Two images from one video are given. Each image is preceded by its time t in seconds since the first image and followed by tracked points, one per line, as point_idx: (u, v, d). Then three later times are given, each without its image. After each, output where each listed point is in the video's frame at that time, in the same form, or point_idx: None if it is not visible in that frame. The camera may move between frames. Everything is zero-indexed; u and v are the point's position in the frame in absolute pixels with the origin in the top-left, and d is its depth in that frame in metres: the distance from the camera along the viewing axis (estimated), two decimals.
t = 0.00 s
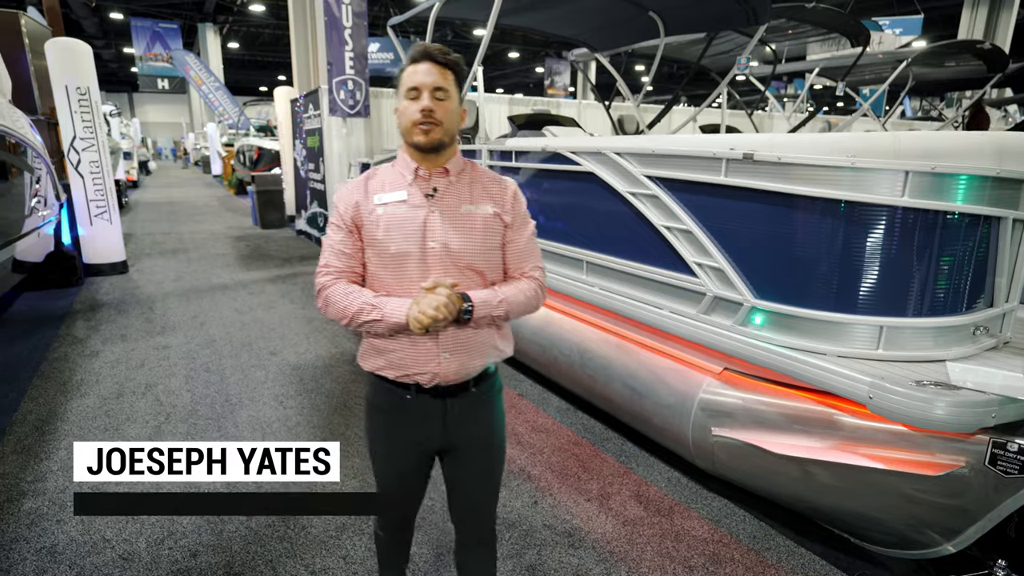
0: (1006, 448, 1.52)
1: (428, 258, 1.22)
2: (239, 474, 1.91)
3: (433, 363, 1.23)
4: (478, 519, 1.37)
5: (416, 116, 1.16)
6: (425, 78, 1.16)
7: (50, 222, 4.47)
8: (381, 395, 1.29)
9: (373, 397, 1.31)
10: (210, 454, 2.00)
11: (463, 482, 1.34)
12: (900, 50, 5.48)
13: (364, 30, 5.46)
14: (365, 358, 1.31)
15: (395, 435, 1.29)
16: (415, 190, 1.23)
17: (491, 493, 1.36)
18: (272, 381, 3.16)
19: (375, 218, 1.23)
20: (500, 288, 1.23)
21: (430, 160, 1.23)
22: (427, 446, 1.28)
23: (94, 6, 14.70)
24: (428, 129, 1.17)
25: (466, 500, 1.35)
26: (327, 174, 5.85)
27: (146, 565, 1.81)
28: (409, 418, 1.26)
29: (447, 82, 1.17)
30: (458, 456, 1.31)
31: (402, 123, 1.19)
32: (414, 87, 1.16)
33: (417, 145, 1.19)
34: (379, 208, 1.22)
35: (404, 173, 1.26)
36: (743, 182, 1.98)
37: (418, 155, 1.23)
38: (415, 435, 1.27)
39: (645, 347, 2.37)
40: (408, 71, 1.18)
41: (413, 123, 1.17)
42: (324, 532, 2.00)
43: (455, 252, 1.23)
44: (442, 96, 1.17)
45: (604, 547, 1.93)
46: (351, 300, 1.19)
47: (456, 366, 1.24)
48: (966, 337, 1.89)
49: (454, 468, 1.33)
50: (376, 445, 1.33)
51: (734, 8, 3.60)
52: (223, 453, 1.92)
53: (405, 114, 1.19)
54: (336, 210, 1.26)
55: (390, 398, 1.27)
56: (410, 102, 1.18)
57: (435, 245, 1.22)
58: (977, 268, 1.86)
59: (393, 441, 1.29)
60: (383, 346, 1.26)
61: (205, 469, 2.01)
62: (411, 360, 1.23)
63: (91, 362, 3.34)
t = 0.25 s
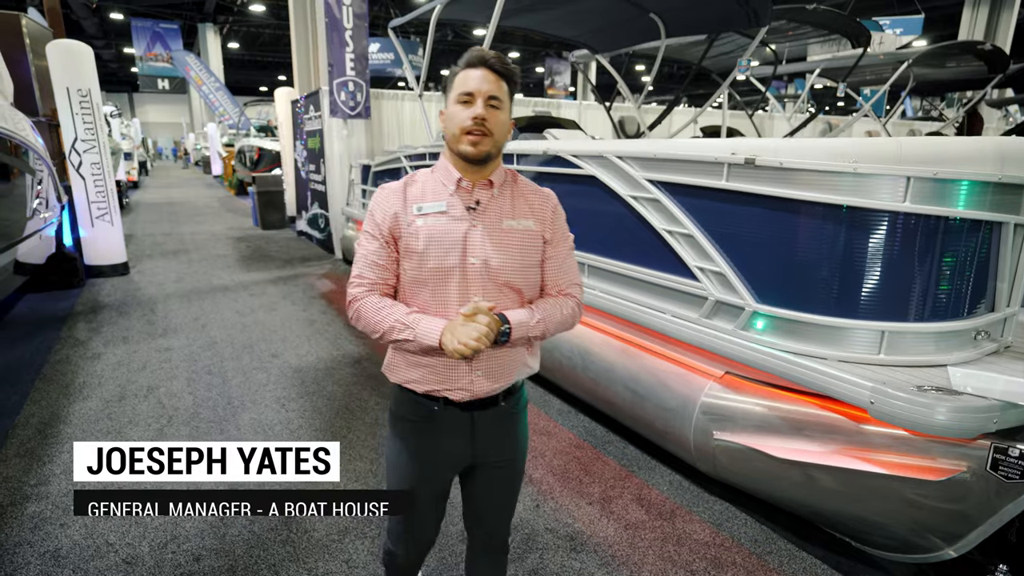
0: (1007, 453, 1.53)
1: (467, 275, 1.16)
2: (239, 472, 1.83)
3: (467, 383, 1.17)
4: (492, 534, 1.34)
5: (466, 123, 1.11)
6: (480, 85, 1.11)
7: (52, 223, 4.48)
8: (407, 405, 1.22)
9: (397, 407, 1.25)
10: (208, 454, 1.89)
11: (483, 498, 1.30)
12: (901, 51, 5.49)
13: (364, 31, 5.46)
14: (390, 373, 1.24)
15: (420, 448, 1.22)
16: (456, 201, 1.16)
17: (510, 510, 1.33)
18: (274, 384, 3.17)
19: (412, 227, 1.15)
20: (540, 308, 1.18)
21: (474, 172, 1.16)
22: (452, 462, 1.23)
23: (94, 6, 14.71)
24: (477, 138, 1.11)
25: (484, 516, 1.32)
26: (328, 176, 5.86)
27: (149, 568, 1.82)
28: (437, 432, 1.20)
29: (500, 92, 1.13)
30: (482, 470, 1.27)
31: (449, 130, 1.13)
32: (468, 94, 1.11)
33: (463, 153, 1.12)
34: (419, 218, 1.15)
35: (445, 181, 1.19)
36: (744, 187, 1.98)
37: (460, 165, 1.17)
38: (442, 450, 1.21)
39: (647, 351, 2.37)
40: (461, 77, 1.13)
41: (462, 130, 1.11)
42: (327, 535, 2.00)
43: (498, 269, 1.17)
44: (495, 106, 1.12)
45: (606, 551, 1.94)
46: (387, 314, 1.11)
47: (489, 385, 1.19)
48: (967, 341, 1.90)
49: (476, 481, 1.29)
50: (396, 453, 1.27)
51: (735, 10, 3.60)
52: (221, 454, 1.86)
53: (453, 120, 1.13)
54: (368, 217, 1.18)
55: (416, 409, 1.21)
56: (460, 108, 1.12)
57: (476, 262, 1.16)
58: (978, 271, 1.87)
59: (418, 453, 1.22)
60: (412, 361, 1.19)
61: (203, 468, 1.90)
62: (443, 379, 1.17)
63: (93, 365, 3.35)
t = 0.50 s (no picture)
0: (1006, 456, 1.54)
1: (487, 286, 1.15)
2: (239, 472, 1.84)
3: (483, 396, 1.17)
4: (498, 540, 1.35)
5: (492, 128, 1.11)
6: (506, 90, 1.12)
7: (53, 224, 4.49)
8: (419, 415, 1.21)
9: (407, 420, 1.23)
10: (209, 453, 1.89)
11: (491, 504, 1.31)
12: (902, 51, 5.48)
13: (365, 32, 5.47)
14: (403, 381, 1.24)
15: (432, 458, 1.21)
16: (478, 211, 1.16)
17: (515, 517, 1.34)
18: (276, 385, 3.18)
19: (433, 236, 1.14)
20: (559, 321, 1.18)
21: (498, 179, 1.17)
22: (464, 472, 1.22)
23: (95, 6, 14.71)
24: (501, 144, 1.11)
25: (490, 522, 1.33)
26: (329, 176, 5.86)
27: (152, 570, 1.83)
28: (451, 442, 1.20)
29: (526, 97, 1.13)
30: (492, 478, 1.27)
31: (475, 135, 1.14)
32: (494, 99, 1.12)
33: (487, 159, 1.12)
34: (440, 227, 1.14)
35: (466, 189, 1.18)
36: (744, 190, 1.99)
37: (483, 172, 1.17)
38: (454, 460, 1.21)
39: (648, 353, 2.38)
40: (487, 82, 1.14)
41: (487, 136, 1.12)
42: (329, 537, 2.01)
43: (518, 281, 1.16)
44: (521, 112, 1.12)
45: (607, 552, 1.95)
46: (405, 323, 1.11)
47: (504, 398, 1.19)
48: (966, 344, 1.91)
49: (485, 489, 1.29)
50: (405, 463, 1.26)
51: (736, 11, 3.60)
52: (222, 453, 1.88)
53: (478, 125, 1.14)
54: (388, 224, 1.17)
55: (429, 420, 1.20)
56: (487, 113, 1.13)
57: (497, 273, 1.15)
58: (978, 273, 1.87)
59: (430, 463, 1.21)
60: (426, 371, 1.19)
61: (203, 467, 1.88)
62: (458, 391, 1.16)
63: (95, 365, 3.36)
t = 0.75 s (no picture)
0: (1003, 454, 1.53)
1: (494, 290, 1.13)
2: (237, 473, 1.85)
3: (492, 403, 1.16)
4: (498, 543, 1.36)
5: (492, 129, 1.09)
6: (506, 89, 1.10)
7: (54, 223, 4.49)
8: (424, 428, 1.19)
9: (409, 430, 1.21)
10: (208, 453, 1.90)
11: (492, 509, 1.31)
12: (902, 50, 5.48)
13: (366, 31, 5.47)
14: (405, 393, 1.21)
15: (436, 470, 1.19)
16: (480, 214, 1.14)
17: (516, 520, 1.35)
18: (277, 383, 3.19)
19: (435, 242, 1.11)
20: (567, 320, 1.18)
21: (500, 182, 1.15)
22: (469, 484, 1.21)
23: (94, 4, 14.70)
24: (503, 146, 1.09)
25: (492, 526, 1.33)
26: (329, 175, 5.87)
27: (155, 567, 1.84)
28: (457, 454, 1.18)
29: (526, 97, 1.12)
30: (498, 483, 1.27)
31: (474, 137, 1.12)
32: (494, 99, 1.10)
33: (488, 161, 1.10)
34: (441, 231, 1.11)
35: (467, 192, 1.16)
36: (745, 189, 2.00)
37: (484, 175, 1.15)
38: (459, 472, 1.19)
39: (648, 351, 2.39)
40: (486, 82, 1.12)
41: (487, 137, 1.10)
42: (330, 534, 2.02)
43: (524, 285, 1.15)
44: (522, 112, 1.11)
45: (607, 550, 1.96)
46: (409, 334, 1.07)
47: (512, 403, 1.19)
48: (966, 343, 1.91)
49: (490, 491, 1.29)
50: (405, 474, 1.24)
51: (736, 10, 3.61)
52: (221, 452, 1.89)
53: (478, 126, 1.12)
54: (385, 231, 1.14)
55: (435, 431, 1.18)
56: (486, 114, 1.11)
57: (503, 276, 1.13)
58: (977, 272, 1.88)
59: (434, 475, 1.19)
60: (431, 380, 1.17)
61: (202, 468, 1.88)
62: (467, 400, 1.15)
63: (97, 364, 3.36)
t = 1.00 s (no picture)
0: (1000, 450, 1.53)
1: (479, 286, 1.12)
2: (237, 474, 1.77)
3: (487, 405, 1.15)
4: (494, 550, 1.35)
5: (464, 126, 1.10)
6: (475, 85, 1.12)
7: (54, 221, 4.50)
8: (417, 444, 1.17)
9: (403, 445, 1.20)
10: (210, 452, 1.80)
11: (490, 516, 1.31)
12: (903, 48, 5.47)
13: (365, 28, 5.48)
14: (394, 408, 1.18)
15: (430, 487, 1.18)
16: (457, 210, 1.15)
17: (514, 525, 1.35)
18: (277, 381, 3.20)
19: (413, 242, 1.11)
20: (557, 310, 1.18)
21: (476, 178, 1.16)
22: (465, 496, 1.20)
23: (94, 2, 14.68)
24: (477, 143, 1.11)
25: (490, 532, 1.33)
26: (329, 173, 5.87)
27: (155, 563, 1.85)
28: (450, 467, 1.17)
29: (496, 90, 1.13)
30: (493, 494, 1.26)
31: (447, 134, 1.13)
32: (463, 95, 1.11)
33: (462, 158, 1.12)
34: (421, 229, 1.11)
35: (442, 190, 1.16)
36: (743, 186, 2.01)
37: (459, 172, 1.16)
38: (456, 486, 1.18)
39: (647, 349, 2.40)
40: (455, 78, 1.13)
41: (460, 135, 1.11)
42: (330, 531, 2.03)
43: (509, 279, 1.15)
44: (492, 106, 1.12)
45: (606, 546, 1.96)
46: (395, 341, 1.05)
47: (508, 403, 1.18)
48: (963, 340, 1.92)
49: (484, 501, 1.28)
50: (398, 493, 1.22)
51: (735, 8, 3.61)
52: (222, 452, 1.79)
53: (450, 124, 1.13)
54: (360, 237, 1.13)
55: (430, 446, 1.16)
56: (456, 110, 1.12)
57: (488, 271, 1.12)
58: (975, 269, 1.89)
59: (429, 493, 1.18)
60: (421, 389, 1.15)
61: (204, 468, 1.78)
62: (461, 404, 1.14)
63: (97, 362, 3.37)
